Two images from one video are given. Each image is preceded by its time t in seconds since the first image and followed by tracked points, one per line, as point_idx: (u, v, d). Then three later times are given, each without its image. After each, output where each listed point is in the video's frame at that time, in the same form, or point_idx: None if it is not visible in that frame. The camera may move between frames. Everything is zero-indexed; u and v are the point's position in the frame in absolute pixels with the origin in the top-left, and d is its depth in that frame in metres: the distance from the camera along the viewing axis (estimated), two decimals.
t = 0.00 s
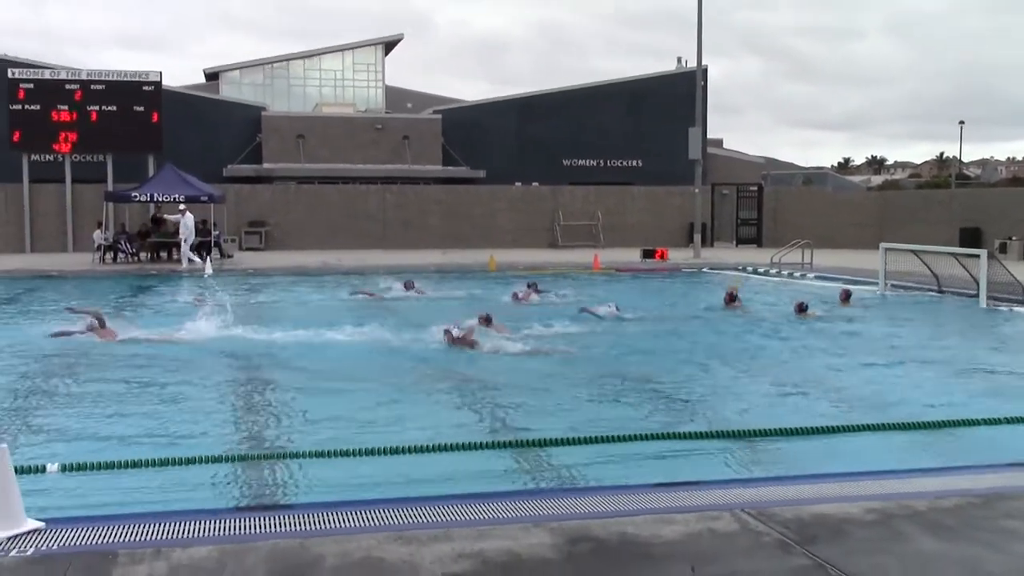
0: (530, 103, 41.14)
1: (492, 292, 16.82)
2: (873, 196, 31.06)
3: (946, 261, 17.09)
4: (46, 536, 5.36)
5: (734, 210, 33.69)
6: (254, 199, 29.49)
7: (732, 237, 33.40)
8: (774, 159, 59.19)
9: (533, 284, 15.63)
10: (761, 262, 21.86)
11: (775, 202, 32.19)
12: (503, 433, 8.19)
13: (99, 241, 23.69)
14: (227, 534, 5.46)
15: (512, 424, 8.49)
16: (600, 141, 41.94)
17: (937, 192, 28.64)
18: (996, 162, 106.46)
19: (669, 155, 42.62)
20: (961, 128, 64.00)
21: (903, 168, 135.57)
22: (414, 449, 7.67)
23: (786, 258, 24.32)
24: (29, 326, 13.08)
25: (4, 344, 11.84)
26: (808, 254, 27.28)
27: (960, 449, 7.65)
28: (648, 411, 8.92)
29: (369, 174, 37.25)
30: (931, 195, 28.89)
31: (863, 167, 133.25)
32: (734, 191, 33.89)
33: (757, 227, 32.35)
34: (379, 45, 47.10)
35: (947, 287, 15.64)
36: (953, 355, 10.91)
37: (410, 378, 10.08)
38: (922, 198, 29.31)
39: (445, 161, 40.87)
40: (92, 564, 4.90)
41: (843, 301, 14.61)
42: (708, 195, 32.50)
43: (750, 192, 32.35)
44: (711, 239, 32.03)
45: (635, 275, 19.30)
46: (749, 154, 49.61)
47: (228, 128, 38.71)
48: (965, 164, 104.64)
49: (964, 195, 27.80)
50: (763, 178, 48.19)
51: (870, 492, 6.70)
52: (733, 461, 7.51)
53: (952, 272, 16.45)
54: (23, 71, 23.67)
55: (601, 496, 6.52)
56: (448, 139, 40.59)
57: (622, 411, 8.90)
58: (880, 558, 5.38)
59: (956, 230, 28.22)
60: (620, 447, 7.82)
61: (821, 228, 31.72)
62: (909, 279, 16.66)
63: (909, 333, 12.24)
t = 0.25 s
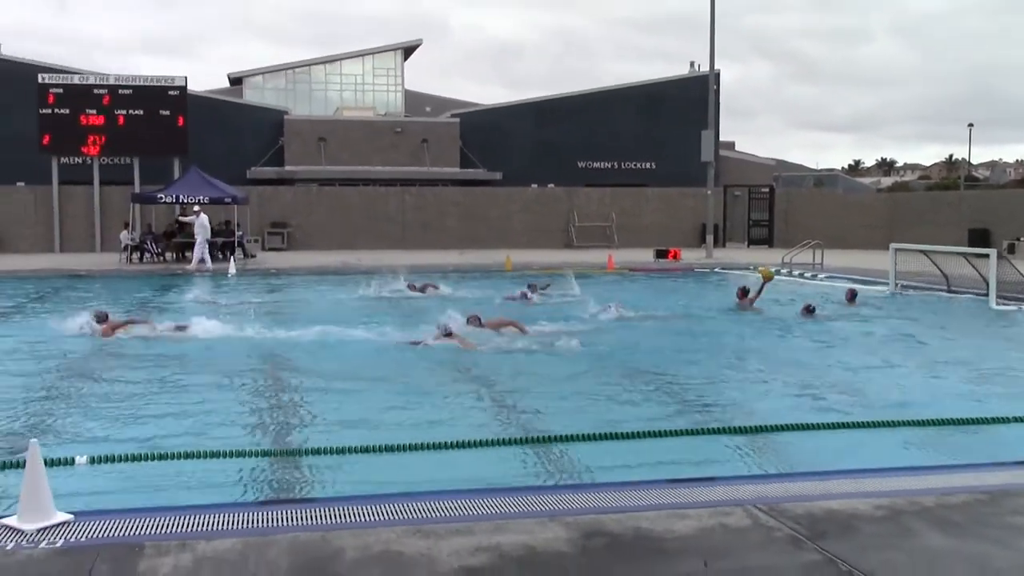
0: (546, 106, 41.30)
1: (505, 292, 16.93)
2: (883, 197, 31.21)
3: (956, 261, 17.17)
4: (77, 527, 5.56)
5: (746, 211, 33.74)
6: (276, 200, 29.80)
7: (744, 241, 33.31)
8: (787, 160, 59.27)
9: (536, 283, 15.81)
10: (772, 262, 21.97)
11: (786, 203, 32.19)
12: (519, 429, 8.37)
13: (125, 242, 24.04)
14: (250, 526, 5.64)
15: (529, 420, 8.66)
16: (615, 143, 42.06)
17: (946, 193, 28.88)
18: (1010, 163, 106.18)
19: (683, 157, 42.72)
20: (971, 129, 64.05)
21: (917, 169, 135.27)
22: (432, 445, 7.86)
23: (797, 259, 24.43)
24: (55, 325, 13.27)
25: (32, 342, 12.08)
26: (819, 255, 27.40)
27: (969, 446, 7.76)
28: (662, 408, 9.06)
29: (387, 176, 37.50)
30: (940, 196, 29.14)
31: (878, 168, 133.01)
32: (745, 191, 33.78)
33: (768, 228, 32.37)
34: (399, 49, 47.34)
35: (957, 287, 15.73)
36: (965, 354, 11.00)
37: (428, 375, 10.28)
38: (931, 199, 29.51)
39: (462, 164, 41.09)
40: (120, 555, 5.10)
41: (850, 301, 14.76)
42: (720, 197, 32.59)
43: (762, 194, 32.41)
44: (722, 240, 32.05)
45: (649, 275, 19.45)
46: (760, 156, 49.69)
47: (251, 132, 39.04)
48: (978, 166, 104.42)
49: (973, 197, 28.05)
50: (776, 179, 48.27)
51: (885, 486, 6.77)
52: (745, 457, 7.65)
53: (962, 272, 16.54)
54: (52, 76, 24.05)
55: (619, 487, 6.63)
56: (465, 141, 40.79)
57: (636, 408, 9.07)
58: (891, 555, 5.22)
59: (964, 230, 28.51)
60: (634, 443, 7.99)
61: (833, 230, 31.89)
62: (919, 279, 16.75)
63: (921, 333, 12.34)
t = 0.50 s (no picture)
0: (565, 103, 41.25)
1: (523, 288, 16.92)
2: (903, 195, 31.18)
3: (977, 259, 17.06)
4: (98, 521, 5.62)
5: (765, 209, 33.04)
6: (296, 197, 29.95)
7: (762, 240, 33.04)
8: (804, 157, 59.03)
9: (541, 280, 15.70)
10: (790, 260, 21.87)
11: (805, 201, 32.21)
12: (537, 426, 8.38)
13: (147, 239, 24.22)
14: (270, 521, 5.68)
15: (547, 418, 8.68)
16: (632, 140, 41.98)
17: (966, 190, 28.79)
18: None
19: (700, 154, 42.62)
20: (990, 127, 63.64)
21: (935, 167, 134.48)
22: (450, 441, 7.89)
23: (816, 255, 24.33)
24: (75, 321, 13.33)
25: (54, 338, 12.17)
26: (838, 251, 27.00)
27: (989, 446, 7.70)
28: (680, 406, 9.05)
29: (406, 173, 37.56)
30: (960, 194, 29.05)
31: (897, 165, 132.30)
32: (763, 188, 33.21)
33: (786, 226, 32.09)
34: (417, 47, 47.46)
35: (978, 285, 15.64)
36: (986, 352, 10.94)
37: (448, 373, 10.31)
38: (950, 197, 29.42)
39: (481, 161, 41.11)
40: (141, 550, 5.16)
41: (867, 297, 14.72)
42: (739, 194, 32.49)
43: (781, 191, 32.19)
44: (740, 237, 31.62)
45: (668, 272, 19.42)
46: (778, 153, 49.51)
47: (272, 130, 39.18)
48: (996, 163, 103.78)
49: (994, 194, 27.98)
50: (793, 176, 48.07)
51: (903, 483, 6.75)
52: (763, 455, 7.64)
53: (983, 270, 16.44)
54: (75, 75, 24.28)
55: (636, 483, 6.65)
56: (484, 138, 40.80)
57: (654, 406, 9.07)
58: (908, 552, 5.21)
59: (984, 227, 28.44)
60: (651, 440, 7.98)
61: (853, 228, 31.84)
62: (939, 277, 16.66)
63: (942, 331, 12.27)
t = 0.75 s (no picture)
0: (596, 99, 41.18)
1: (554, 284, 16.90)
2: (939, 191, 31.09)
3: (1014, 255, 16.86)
4: (135, 513, 5.69)
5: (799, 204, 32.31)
6: (328, 193, 30.11)
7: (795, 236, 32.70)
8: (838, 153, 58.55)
9: (557, 276, 15.37)
10: (824, 256, 21.71)
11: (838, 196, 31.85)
12: (570, 422, 8.38)
13: (182, 233, 24.46)
14: (303, 514, 5.73)
15: (579, 414, 8.67)
16: (664, 136, 41.82)
17: (1004, 185, 28.57)
18: None
19: (732, 150, 42.38)
20: None
21: (971, 162, 132.91)
22: (482, 436, 7.90)
23: (851, 252, 24.13)
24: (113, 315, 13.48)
25: (93, 333, 12.32)
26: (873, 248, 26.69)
27: None
28: (714, 403, 9.01)
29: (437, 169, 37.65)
30: (997, 189, 28.78)
31: (932, 160, 130.85)
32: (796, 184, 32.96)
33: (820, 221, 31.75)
34: (449, 42, 47.55)
35: (1016, 282, 15.45)
36: None
37: (480, 368, 10.34)
38: (987, 192, 29.14)
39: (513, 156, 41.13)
40: (177, 542, 5.21)
41: (901, 292, 14.61)
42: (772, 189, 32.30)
43: (814, 186, 31.69)
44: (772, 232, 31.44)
45: (700, 268, 19.35)
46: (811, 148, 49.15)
47: (304, 125, 39.41)
48: None
49: None
50: (827, 171, 47.68)
51: (939, 482, 6.68)
52: (797, 453, 7.58)
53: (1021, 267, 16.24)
54: (110, 71, 24.51)
55: (668, 479, 6.63)
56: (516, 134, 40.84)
57: (687, 402, 9.04)
58: (944, 552, 5.16)
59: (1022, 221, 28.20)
60: (684, 437, 7.96)
61: (888, 224, 31.53)
62: (976, 273, 16.48)
63: (979, 328, 12.15)
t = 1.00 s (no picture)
0: (659, 98, 40.98)
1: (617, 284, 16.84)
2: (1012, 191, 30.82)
3: None
4: (205, 507, 5.80)
5: (866, 204, 31.88)
6: (392, 193, 30.37)
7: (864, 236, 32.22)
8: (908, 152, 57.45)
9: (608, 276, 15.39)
10: (892, 257, 21.36)
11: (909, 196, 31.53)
12: (634, 423, 8.34)
13: (249, 233, 24.88)
14: (368, 512, 5.78)
15: (643, 415, 8.63)
16: (729, 135, 41.41)
17: None
18: None
19: (799, 148, 41.78)
20: None
21: None
22: (546, 435, 7.90)
23: (921, 252, 23.66)
24: (184, 314, 13.77)
25: (167, 331, 12.59)
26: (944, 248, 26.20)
27: None
28: (781, 406, 8.91)
29: (500, 168, 37.75)
30: None
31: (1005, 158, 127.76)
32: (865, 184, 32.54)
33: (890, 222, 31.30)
34: (512, 42, 47.65)
35: None
36: None
37: (545, 369, 10.35)
38: None
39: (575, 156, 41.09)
40: (245, 536, 5.30)
41: (974, 294, 14.29)
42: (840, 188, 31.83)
43: (884, 185, 31.29)
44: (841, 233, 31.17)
45: (767, 269, 19.13)
46: (880, 147, 48.29)
47: (368, 126, 39.78)
48: None
49: None
50: (896, 170, 46.82)
51: (1015, 488, 6.51)
52: (866, 458, 7.46)
53: None
54: (181, 73, 24.99)
55: (733, 482, 6.57)
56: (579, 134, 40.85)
57: (753, 405, 8.94)
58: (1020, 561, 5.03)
59: None
60: (751, 440, 7.86)
61: (961, 223, 31.27)
62: None
63: None
